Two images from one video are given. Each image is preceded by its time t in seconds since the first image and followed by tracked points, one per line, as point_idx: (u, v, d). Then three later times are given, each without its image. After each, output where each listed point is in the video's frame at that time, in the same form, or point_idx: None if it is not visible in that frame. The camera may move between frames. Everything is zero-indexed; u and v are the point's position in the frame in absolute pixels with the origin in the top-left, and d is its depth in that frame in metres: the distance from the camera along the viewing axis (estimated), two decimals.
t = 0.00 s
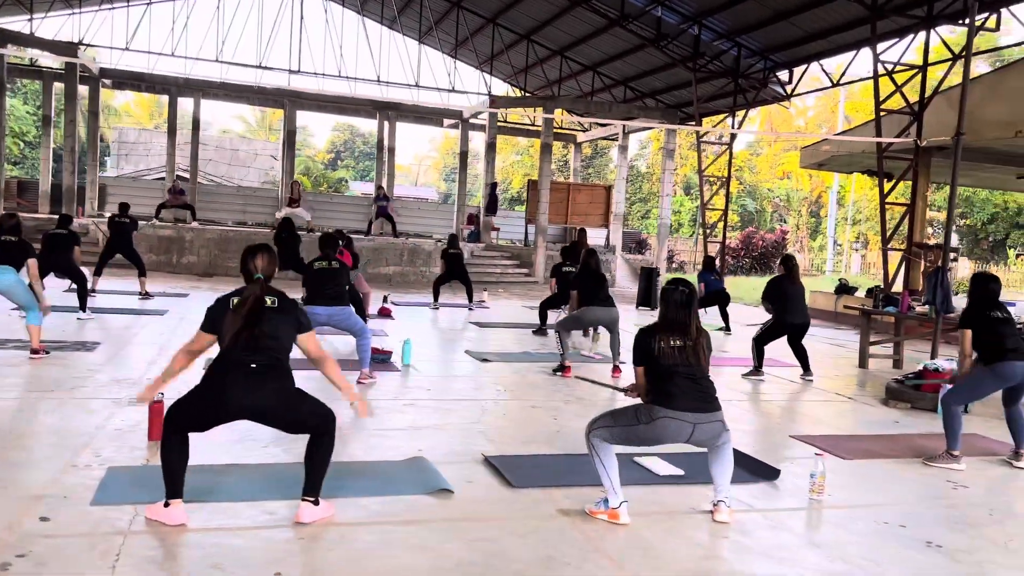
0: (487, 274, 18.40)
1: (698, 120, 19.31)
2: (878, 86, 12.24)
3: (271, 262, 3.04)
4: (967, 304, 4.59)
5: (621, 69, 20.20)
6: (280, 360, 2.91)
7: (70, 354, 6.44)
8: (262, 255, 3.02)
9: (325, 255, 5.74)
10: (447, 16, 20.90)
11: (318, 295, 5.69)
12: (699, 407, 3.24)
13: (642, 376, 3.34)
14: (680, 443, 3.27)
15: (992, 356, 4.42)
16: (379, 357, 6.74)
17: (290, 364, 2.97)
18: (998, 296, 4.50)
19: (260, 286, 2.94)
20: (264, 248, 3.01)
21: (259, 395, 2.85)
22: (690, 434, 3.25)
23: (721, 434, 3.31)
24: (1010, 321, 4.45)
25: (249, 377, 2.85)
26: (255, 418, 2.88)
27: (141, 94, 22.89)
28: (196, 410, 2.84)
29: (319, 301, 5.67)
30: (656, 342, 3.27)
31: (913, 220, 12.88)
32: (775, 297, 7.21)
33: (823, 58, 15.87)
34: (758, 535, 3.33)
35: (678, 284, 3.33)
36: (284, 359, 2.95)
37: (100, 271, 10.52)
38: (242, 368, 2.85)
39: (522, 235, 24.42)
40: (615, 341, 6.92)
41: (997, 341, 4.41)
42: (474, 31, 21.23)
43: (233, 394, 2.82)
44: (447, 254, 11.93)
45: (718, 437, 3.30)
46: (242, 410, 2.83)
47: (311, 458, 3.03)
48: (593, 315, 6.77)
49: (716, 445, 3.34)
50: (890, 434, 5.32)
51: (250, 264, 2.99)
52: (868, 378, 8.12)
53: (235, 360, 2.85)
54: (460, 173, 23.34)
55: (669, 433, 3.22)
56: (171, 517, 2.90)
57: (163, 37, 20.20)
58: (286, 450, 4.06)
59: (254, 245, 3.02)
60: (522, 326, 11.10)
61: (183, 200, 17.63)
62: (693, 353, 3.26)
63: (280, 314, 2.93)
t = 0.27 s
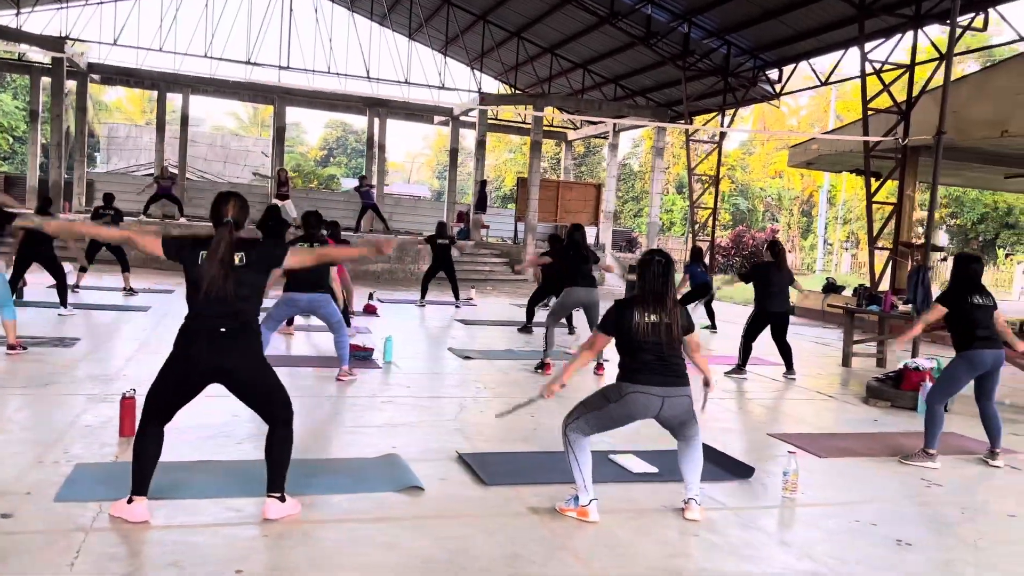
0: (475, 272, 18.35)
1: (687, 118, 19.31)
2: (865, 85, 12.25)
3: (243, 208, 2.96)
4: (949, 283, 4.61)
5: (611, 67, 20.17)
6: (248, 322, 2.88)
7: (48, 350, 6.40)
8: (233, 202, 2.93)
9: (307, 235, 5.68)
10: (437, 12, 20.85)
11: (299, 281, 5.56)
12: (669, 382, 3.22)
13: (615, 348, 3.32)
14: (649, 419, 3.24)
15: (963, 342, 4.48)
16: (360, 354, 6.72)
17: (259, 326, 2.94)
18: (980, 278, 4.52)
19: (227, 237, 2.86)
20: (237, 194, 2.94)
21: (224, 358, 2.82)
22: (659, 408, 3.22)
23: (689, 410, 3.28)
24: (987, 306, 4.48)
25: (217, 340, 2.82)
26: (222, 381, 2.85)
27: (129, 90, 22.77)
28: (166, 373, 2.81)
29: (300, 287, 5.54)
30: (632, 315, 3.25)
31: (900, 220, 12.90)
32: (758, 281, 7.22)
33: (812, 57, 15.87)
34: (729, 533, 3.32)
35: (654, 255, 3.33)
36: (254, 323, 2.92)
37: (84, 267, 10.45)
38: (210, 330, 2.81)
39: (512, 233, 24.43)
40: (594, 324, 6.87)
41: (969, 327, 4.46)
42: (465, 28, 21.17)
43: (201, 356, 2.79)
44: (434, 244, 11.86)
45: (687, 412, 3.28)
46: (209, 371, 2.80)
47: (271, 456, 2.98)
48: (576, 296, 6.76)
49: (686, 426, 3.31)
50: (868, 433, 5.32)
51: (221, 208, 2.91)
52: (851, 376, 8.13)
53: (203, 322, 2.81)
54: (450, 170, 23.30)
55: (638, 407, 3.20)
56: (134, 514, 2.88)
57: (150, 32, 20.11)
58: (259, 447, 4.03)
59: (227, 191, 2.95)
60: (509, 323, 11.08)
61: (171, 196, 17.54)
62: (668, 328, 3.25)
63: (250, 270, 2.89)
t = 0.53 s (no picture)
0: (471, 273, 18.37)
1: (682, 118, 19.30)
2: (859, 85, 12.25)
3: (219, 178, 2.88)
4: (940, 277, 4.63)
5: (607, 67, 20.16)
6: (224, 304, 2.87)
7: (34, 351, 6.38)
8: (209, 172, 2.85)
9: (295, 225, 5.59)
10: (432, 13, 20.85)
11: (284, 270, 5.62)
12: (649, 353, 3.19)
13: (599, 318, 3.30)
14: (627, 392, 3.20)
15: (946, 338, 4.50)
16: (349, 355, 6.70)
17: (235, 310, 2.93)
18: (971, 273, 4.53)
19: (206, 210, 2.80)
20: (214, 164, 2.87)
21: (199, 341, 2.80)
22: (637, 380, 3.18)
23: (665, 383, 3.25)
24: (975, 304, 4.49)
25: (192, 322, 2.79)
26: (199, 363, 2.84)
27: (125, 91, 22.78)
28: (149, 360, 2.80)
29: (285, 277, 5.60)
30: (620, 286, 3.23)
31: (894, 220, 12.89)
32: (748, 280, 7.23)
33: (807, 57, 15.85)
34: (709, 537, 3.30)
35: (636, 223, 3.33)
36: (230, 303, 2.90)
37: (75, 268, 10.44)
38: (187, 313, 2.78)
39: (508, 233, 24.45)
40: (579, 318, 6.75)
41: (953, 324, 4.48)
42: (460, 28, 21.17)
43: (181, 338, 2.78)
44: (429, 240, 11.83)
45: (663, 386, 3.24)
46: (191, 355, 2.80)
47: (237, 462, 2.95)
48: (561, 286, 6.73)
49: (663, 409, 3.29)
50: (856, 434, 5.31)
51: (198, 177, 2.83)
52: (842, 377, 8.11)
53: (179, 305, 2.78)
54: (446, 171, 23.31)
55: (617, 380, 3.16)
56: (107, 516, 2.86)
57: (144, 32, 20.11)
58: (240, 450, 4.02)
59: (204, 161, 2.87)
60: (502, 324, 11.07)
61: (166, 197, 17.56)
62: (654, 302, 3.25)
63: (229, 248, 2.87)
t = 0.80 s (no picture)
0: (473, 274, 18.36)
1: (685, 118, 19.27)
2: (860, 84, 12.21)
3: (200, 183, 2.90)
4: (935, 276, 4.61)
5: (609, 68, 20.14)
6: (208, 308, 2.87)
7: (31, 355, 6.39)
8: (190, 177, 2.87)
9: (290, 228, 5.62)
10: (435, 14, 20.87)
11: (278, 272, 5.63)
12: (634, 345, 3.20)
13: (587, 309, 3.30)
14: (614, 386, 3.20)
15: (938, 338, 4.48)
16: (346, 357, 6.70)
17: (219, 312, 2.94)
18: (966, 272, 4.51)
19: (190, 218, 2.81)
20: (194, 170, 2.89)
21: (187, 346, 2.82)
22: (623, 372, 3.18)
23: (651, 376, 3.25)
24: (969, 304, 4.48)
25: (175, 327, 2.79)
26: (184, 370, 2.85)
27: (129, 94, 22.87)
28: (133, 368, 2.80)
29: (280, 279, 5.62)
30: (610, 277, 3.21)
31: (897, 220, 12.85)
32: (746, 280, 7.23)
33: (809, 56, 15.81)
34: (698, 538, 3.29)
35: (623, 220, 3.30)
36: (212, 307, 2.91)
37: (76, 272, 10.47)
38: (170, 319, 2.79)
39: (510, 234, 24.42)
40: (575, 318, 6.77)
41: (945, 323, 4.46)
42: (462, 30, 21.19)
43: (164, 345, 2.78)
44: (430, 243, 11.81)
45: (650, 380, 3.24)
46: (174, 360, 2.81)
47: (221, 466, 2.96)
48: (557, 288, 6.72)
49: (649, 406, 3.29)
50: (853, 434, 5.29)
51: (178, 186, 2.85)
52: (842, 377, 8.08)
53: (161, 311, 2.78)
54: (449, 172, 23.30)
55: (604, 372, 3.16)
56: (92, 521, 2.86)
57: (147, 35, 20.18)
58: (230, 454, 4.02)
59: (184, 167, 2.89)
60: (502, 325, 11.06)
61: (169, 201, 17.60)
62: (642, 293, 3.23)
63: (211, 253, 2.88)
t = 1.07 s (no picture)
0: (483, 275, 18.37)
1: (694, 117, 19.21)
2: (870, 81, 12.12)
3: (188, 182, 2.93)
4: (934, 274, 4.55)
5: (618, 67, 20.10)
6: (199, 308, 2.90)
7: (39, 355, 6.46)
8: (177, 178, 2.91)
9: (291, 228, 5.61)
10: (443, 15, 20.90)
11: (280, 272, 5.66)
12: (628, 344, 3.19)
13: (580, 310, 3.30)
14: (608, 385, 3.20)
15: (940, 336, 4.43)
16: (350, 357, 6.72)
17: (210, 312, 2.97)
18: (965, 270, 4.46)
19: (177, 217, 2.84)
20: (181, 170, 2.92)
21: (177, 345, 2.85)
22: (618, 372, 3.17)
23: (646, 374, 3.23)
24: (970, 300, 4.44)
25: (166, 326, 2.83)
26: (176, 368, 2.89)
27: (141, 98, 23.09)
28: (126, 366, 2.84)
29: (281, 279, 5.65)
30: (601, 276, 3.22)
31: (907, 217, 12.75)
32: (752, 279, 7.19)
33: (819, 54, 15.73)
34: (692, 537, 3.27)
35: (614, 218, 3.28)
36: (204, 307, 2.94)
37: (86, 274, 10.55)
38: (161, 318, 2.83)
39: (520, 234, 24.40)
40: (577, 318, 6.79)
41: (948, 320, 4.42)
42: (471, 31, 21.23)
43: (155, 344, 2.82)
44: (438, 243, 11.80)
45: (644, 379, 3.23)
46: (165, 359, 2.84)
47: (212, 465, 2.98)
48: (559, 288, 6.73)
49: (644, 404, 3.28)
50: (856, 434, 5.25)
51: (165, 186, 2.89)
52: (850, 375, 8.03)
53: (152, 310, 2.82)
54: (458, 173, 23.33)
55: (596, 372, 3.16)
56: (87, 520, 2.88)
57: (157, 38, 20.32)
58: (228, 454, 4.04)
59: (173, 167, 2.92)
60: (509, 325, 11.06)
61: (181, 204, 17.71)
62: (633, 291, 3.22)
63: (199, 253, 2.91)
